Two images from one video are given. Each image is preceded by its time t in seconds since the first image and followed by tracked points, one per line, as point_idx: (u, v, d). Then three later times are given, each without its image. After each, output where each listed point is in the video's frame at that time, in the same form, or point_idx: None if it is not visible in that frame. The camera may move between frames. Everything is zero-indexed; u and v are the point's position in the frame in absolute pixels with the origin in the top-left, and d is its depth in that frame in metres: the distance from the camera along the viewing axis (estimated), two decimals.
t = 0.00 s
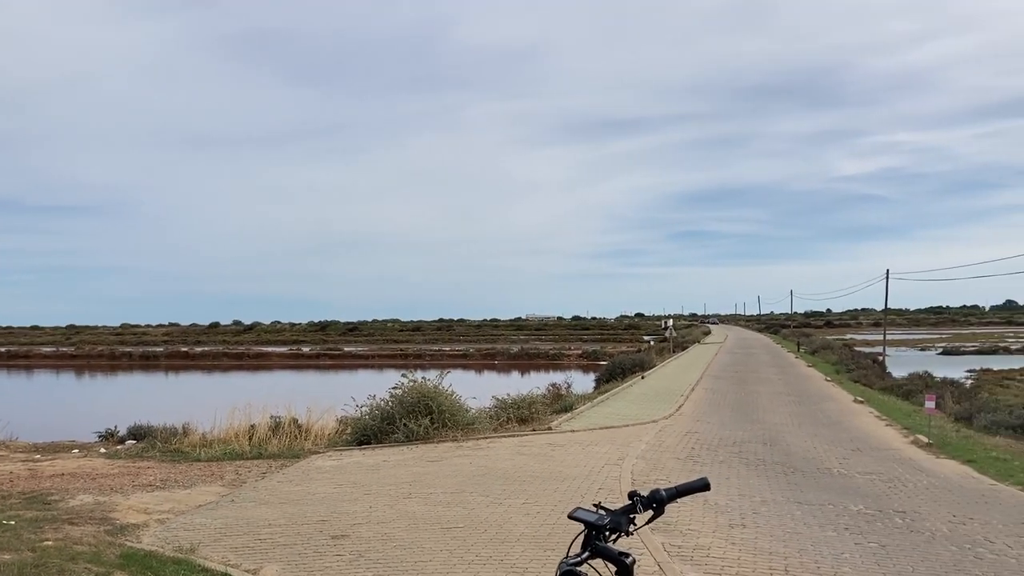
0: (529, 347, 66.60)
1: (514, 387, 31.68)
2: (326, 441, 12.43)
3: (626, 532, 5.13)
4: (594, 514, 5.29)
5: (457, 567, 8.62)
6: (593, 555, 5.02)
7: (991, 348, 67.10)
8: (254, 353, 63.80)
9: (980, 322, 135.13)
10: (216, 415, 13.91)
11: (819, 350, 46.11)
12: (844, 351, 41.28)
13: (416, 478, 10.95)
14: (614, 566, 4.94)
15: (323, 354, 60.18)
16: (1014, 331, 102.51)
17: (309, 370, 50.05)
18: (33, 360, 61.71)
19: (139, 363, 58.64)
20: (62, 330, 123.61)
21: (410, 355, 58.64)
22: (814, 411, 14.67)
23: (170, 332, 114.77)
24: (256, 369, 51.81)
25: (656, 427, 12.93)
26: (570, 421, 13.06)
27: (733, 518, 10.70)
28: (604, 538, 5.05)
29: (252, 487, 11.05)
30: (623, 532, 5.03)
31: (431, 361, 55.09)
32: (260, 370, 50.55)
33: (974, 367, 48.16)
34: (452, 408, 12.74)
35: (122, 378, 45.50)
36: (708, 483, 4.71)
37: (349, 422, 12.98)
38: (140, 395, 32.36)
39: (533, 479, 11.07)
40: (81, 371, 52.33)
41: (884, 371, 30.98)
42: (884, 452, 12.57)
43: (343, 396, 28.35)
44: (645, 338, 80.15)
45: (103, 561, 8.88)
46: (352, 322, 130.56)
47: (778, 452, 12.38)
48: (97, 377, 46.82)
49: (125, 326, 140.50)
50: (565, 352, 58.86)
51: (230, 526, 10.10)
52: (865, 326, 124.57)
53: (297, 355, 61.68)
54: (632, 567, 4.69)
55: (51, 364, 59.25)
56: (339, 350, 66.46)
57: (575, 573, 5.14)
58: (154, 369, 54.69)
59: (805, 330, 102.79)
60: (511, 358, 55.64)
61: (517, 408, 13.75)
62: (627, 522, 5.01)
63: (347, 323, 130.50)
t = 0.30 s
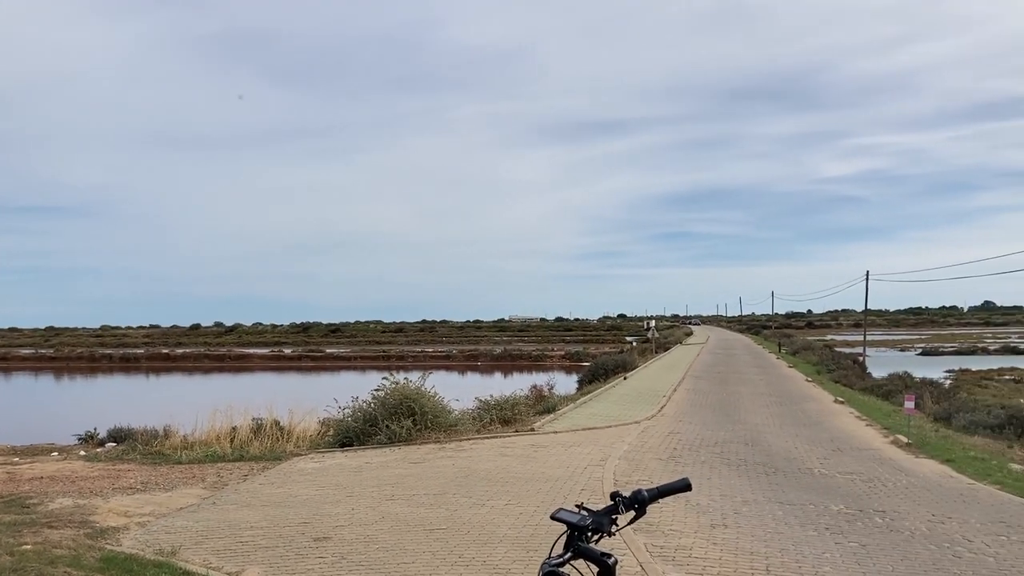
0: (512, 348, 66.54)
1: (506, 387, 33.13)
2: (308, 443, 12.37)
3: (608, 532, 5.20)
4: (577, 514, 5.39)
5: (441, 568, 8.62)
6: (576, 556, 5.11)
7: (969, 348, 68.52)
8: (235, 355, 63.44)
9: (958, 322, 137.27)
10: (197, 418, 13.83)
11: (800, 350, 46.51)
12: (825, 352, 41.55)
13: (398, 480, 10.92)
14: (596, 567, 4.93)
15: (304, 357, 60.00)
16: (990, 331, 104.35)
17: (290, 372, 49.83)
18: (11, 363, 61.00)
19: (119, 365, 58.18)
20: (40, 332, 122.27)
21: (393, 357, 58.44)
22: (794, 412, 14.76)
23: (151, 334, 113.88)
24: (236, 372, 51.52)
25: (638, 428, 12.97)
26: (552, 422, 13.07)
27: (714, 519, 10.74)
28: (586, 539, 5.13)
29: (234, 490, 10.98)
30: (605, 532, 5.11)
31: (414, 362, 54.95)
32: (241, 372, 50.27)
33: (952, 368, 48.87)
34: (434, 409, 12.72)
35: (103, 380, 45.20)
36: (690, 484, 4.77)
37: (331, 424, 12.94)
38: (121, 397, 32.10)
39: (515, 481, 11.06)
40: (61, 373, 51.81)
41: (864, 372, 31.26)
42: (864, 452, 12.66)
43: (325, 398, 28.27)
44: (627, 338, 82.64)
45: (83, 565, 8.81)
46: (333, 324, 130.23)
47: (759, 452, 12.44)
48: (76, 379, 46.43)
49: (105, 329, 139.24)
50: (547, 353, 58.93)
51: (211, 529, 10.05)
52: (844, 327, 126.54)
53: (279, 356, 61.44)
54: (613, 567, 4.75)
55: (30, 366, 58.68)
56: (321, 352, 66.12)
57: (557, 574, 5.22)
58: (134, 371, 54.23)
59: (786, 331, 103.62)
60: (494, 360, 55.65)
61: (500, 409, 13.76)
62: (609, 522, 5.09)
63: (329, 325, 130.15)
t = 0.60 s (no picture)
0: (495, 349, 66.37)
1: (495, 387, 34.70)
2: (289, 445, 12.31)
3: (589, 533, 5.25)
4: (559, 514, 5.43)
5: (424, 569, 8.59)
6: (558, 556, 5.13)
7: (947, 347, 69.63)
8: (216, 356, 63.03)
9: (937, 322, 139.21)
10: (178, 420, 13.77)
11: (781, 351, 46.84)
12: (807, 352, 41.85)
13: (380, 481, 10.86)
14: (578, 567, 5.01)
15: (286, 358, 59.64)
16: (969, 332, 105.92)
17: (271, 373, 49.60)
18: None
19: (98, 367, 57.66)
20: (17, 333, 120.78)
21: (375, 359, 58.19)
22: (775, 412, 14.85)
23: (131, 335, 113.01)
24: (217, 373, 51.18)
25: (621, 429, 12.99)
26: (535, 423, 13.08)
27: (695, 518, 10.75)
28: (567, 539, 5.16)
29: (215, 492, 10.81)
30: (586, 533, 5.15)
31: (394, 364, 54.82)
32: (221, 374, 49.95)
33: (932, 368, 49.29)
34: (417, 411, 12.69)
35: (82, 382, 44.84)
36: (671, 485, 4.82)
37: (313, 426, 12.88)
38: (101, 399, 31.85)
39: (498, 482, 11.04)
40: (39, 376, 51.22)
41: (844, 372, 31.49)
42: (844, 452, 12.75)
43: (306, 399, 28.27)
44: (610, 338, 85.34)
45: (61, 568, 8.66)
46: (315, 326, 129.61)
47: (740, 453, 12.49)
48: (54, 381, 45.99)
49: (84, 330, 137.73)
50: (529, 354, 58.89)
51: (192, 532, 9.92)
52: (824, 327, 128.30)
53: (260, 358, 61.08)
54: (594, 568, 4.78)
55: (7, 368, 57.95)
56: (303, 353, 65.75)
57: None
58: (114, 372, 53.71)
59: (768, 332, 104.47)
60: (476, 361, 55.57)
61: (483, 411, 13.76)
62: (590, 522, 5.12)
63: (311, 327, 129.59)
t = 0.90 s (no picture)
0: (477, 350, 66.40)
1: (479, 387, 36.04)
2: (270, 447, 12.21)
3: (567, 533, 5.29)
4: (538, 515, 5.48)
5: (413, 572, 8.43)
6: (537, 557, 5.17)
7: (928, 347, 71.23)
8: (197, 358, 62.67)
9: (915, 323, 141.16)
10: (157, 422, 13.66)
11: (762, 352, 47.11)
12: (787, 353, 42.13)
13: (361, 483, 10.72)
14: (557, 567, 5.05)
15: (266, 360, 59.10)
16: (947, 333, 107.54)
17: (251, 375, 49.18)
18: None
19: (77, 369, 57.24)
20: None
21: (357, 361, 57.84)
22: (756, 413, 14.94)
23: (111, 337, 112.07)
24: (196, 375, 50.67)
25: (603, 430, 12.99)
26: (517, 424, 13.08)
27: (676, 518, 10.70)
28: (545, 540, 5.20)
29: (194, 495, 10.42)
30: (564, 533, 5.21)
31: (377, 366, 54.76)
32: (199, 376, 49.54)
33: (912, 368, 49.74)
34: (399, 412, 12.65)
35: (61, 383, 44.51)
36: (648, 484, 4.92)
37: (294, 427, 12.81)
38: (81, 401, 31.52)
39: (480, 483, 11.00)
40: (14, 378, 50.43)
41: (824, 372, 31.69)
42: (823, 452, 12.83)
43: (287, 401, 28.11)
44: (592, 338, 88.72)
45: (37, 572, 8.41)
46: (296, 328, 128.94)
47: (721, 453, 12.54)
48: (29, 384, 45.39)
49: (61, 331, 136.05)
50: (512, 355, 58.84)
51: (171, 534, 9.45)
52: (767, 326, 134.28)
53: (241, 359, 60.86)
54: (572, 567, 4.81)
55: None
56: (285, 355, 65.54)
57: None
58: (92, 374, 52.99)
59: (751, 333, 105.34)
60: (457, 362, 55.41)
61: (465, 412, 13.75)
62: (568, 523, 5.19)
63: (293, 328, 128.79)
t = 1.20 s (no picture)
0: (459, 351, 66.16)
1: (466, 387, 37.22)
2: (251, 449, 12.09)
3: (546, 535, 5.32)
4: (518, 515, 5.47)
5: None
6: (515, 558, 5.18)
7: (907, 347, 73.98)
8: (177, 359, 62.06)
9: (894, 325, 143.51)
10: (137, 424, 13.58)
11: (743, 353, 47.46)
12: (767, 355, 42.45)
13: (342, 485, 10.55)
14: (536, 569, 5.08)
15: (246, 361, 58.76)
16: (925, 334, 109.34)
17: (231, 376, 48.91)
18: None
19: (55, 370, 56.54)
20: None
21: (338, 362, 57.67)
22: (737, 414, 15.03)
23: (90, 338, 110.77)
24: (174, 376, 50.26)
25: (585, 431, 13.00)
26: (499, 425, 13.07)
27: (658, 520, 10.65)
28: (525, 541, 5.21)
29: (174, 496, 10.13)
30: (544, 535, 5.23)
31: (359, 367, 54.55)
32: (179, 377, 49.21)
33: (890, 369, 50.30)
34: (381, 414, 12.62)
35: (37, 385, 43.94)
36: (626, 486, 4.99)
37: (275, 429, 12.75)
38: (61, 402, 31.27)
39: (462, 484, 10.93)
40: None
41: (804, 371, 31.99)
42: (803, 453, 12.91)
43: (267, 402, 28.05)
44: (575, 339, 91.36)
45: None
46: (276, 329, 128.71)
47: (702, 454, 12.58)
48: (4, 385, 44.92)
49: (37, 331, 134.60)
50: (494, 356, 58.91)
51: (150, 536, 9.00)
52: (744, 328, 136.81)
53: (220, 361, 60.32)
54: (550, 569, 4.84)
55: None
56: (267, 357, 65.16)
57: None
58: (69, 376, 52.38)
59: (733, 334, 106.13)
60: (440, 364, 55.36)
61: (447, 414, 13.74)
62: (548, 524, 5.22)
63: (273, 329, 128.41)
